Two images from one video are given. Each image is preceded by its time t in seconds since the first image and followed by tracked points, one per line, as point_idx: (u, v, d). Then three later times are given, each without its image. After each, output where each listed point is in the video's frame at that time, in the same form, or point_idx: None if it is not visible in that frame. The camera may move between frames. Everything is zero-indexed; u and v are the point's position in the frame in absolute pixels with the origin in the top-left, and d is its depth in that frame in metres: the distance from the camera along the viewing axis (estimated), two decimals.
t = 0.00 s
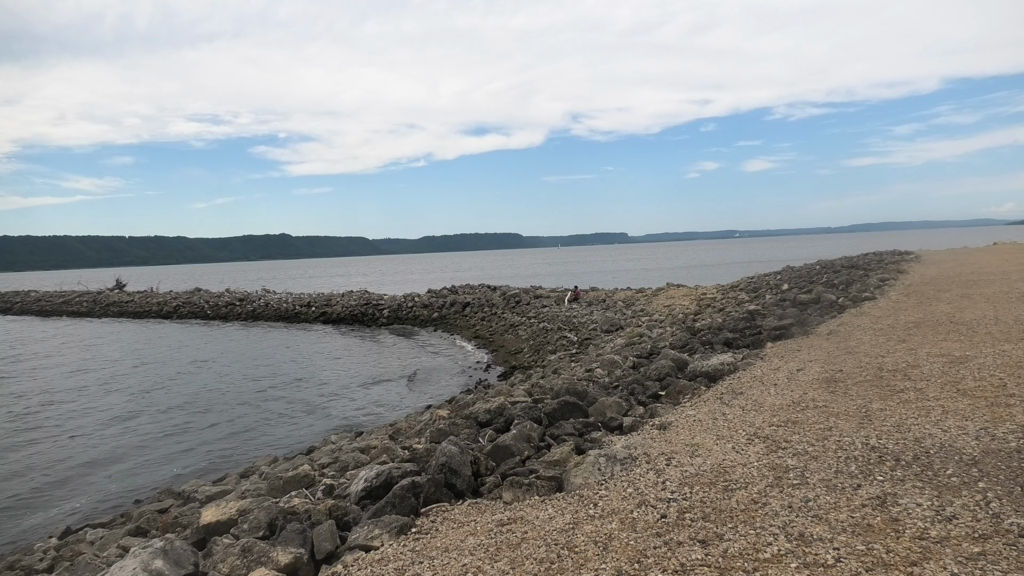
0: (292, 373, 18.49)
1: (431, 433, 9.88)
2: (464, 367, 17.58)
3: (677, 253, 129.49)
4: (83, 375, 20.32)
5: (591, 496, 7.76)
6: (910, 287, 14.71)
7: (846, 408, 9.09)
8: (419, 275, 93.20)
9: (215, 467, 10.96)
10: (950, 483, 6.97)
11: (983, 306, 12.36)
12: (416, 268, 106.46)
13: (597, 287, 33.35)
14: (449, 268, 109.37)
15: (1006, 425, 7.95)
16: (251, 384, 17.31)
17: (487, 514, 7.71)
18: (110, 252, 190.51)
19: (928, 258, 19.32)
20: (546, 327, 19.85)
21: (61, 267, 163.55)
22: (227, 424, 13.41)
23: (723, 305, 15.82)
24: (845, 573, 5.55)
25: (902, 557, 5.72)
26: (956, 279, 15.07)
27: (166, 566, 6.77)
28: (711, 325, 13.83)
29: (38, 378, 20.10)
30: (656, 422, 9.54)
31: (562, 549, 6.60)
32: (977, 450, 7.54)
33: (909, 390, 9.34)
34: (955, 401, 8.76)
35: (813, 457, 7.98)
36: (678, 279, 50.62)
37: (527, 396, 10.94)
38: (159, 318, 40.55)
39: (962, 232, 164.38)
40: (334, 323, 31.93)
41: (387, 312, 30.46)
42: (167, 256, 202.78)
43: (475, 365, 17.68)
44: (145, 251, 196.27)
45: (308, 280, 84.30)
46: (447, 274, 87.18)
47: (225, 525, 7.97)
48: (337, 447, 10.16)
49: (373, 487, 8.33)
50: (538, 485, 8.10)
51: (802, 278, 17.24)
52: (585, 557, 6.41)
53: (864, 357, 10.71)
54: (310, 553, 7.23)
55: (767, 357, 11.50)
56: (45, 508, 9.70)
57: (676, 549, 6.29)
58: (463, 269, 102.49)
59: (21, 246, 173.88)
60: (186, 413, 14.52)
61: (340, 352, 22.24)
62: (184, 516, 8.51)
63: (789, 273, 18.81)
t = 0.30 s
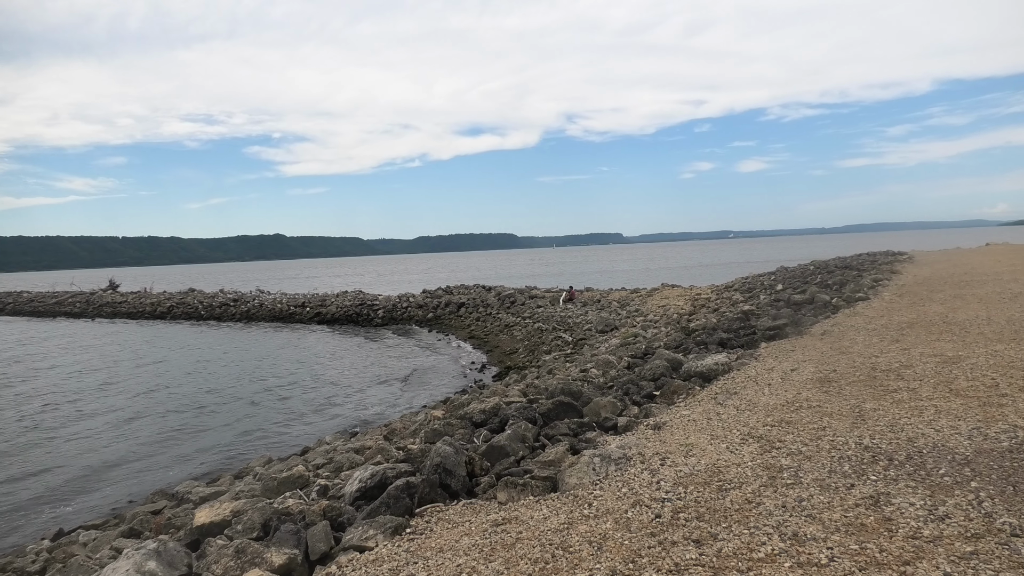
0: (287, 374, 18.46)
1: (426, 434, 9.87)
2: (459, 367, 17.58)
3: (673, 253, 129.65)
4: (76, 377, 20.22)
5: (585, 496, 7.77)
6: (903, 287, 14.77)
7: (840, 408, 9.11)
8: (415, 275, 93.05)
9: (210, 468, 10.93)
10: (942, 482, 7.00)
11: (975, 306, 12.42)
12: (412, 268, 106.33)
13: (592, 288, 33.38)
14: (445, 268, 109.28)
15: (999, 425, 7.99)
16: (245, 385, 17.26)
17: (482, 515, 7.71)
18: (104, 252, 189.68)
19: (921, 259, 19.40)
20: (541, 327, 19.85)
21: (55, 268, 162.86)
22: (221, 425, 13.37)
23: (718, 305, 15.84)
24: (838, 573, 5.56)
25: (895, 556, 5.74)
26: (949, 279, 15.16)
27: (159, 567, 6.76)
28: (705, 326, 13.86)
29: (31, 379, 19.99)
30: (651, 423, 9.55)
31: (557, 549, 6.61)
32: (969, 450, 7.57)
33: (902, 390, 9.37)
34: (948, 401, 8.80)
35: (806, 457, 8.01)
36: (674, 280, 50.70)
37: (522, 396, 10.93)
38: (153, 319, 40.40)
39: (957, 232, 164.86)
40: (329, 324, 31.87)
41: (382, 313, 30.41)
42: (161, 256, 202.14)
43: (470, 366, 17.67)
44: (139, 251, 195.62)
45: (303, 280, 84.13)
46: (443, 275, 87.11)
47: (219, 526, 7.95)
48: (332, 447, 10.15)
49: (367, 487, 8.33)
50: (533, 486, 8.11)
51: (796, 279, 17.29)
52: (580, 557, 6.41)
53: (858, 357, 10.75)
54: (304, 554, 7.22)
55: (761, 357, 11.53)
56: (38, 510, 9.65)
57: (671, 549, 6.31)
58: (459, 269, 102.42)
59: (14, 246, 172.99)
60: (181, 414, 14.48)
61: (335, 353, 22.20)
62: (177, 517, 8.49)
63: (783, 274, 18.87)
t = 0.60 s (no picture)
0: (282, 374, 18.41)
1: (421, 433, 9.86)
2: (455, 367, 17.57)
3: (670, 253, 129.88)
4: (70, 377, 20.13)
5: (581, 495, 7.78)
6: (897, 287, 14.82)
7: (834, 408, 9.14)
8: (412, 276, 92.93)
9: (204, 468, 10.90)
10: (936, 481, 7.03)
11: (969, 306, 12.47)
12: (409, 268, 106.22)
13: (588, 288, 33.42)
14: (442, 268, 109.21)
15: (992, 424, 8.03)
16: (240, 385, 17.21)
17: (477, 514, 7.71)
18: (100, 252, 188.97)
19: (915, 258, 19.49)
20: (537, 327, 19.86)
21: (50, 268, 162.27)
22: (216, 425, 13.34)
23: (713, 305, 15.85)
24: (833, 572, 5.58)
25: (889, 555, 5.76)
26: (943, 279, 15.22)
27: (153, 568, 6.75)
28: (701, 325, 13.88)
29: (24, 380, 19.89)
30: (646, 422, 9.55)
31: (552, 548, 6.61)
32: (963, 449, 7.60)
33: (897, 389, 9.40)
34: (942, 401, 8.83)
35: (801, 456, 8.03)
36: (670, 280, 50.75)
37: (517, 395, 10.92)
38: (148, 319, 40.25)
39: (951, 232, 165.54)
40: (324, 324, 31.81)
41: (377, 313, 30.37)
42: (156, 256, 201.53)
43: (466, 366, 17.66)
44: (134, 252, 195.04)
45: (299, 281, 83.95)
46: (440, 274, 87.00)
47: (214, 526, 7.95)
48: (327, 446, 10.14)
49: (363, 487, 8.33)
50: (528, 485, 8.11)
51: (791, 279, 17.34)
52: (575, 556, 6.42)
53: (852, 356, 10.77)
54: (299, 554, 7.21)
55: (756, 357, 11.55)
56: (31, 511, 9.61)
57: (666, 548, 6.32)
58: (455, 269, 102.39)
59: (9, 246, 172.18)
60: (175, 414, 14.43)
61: (330, 353, 22.15)
62: (172, 517, 8.47)
63: (778, 274, 18.92)
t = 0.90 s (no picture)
0: (277, 373, 18.37)
1: (418, 432, 9.85)
2: (451, 367, 17.55)
3: (667, 252, 129.79)
4: (65, 376, 20.06)
5: (577, 494, 7.79)
6: (893, 287, 14.85)
7: (829, 407, 9.16)
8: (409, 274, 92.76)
9: (200, 467, 10.87)
10: (931, 480, 7.06)
11: (963, 305, 12.50)
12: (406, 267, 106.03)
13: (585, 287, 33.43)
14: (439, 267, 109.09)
15: (986, 423, 8.06)
16: (235, 385, 17.16)
17: (473, 513, 7.72)
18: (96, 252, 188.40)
19: (910, 257, 19.52)
20: (533, 326, 19.87)
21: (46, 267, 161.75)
22: (212, 425, 13.31)
23: (709, 304, 15.86)
24: (827, 570, 5.60)
25: (884, 553, 5.79)
26: (938, 278, 15.25)
27: (149, 567, 6.74)
28: (697, 324, 13.89)
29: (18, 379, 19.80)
30: (642, 421, 9.54)
31: (548, 547, 6.62)
32: (958, 448, 7.64)
33: (892, 388, 9.42)
34: (937, 400, 8.86)
35: (797, 455, 8.06)
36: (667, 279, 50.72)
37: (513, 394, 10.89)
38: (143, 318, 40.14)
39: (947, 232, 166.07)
40: (320, 323, 31.74)
41: (374, 312, 30.32)
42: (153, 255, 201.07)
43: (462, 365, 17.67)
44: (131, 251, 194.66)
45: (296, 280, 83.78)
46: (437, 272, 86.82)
47: (210, 525, 7.94)
48: (323, 445, 10.13)
49: (359, 486, 8.33)
50: (525, 484, 8.12)
51: (787, 278, 17.36)
52: (571, 555, 6.42)
53: (848, 355, 10.79)
54: (295, 553, 7.20)
55: (752, 356, 11.56)
56: (25, 510, 9.58)
57: (661, 547, 6.33)
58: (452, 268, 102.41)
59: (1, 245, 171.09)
60: (171, 414, 14.39)
61: (325, 352, 22.08)
62: (167, 516, 8.44)
63: (774, 273, 18.94)
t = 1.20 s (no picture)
0: (274, 372, 18.31)
1: (414, 431, 9.82)
2: (448, 366, 17.53)
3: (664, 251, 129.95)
4: (60, 375, 19.98)
5: (574, 493, 7.79)
6: (889, 286, 14.87)
7: (825, 406, 9.17)
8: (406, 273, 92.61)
9: (195, 466, 10.85)
10: (926, 479, 7.08)
11: (959, 305, 12.53)
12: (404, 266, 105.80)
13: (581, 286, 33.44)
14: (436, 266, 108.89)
15: (982, 423, 8.08)
16: (232, 384, 17.11)
17: (470, 513, 7.71)
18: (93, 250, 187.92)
19: (906, 257, 19.57)
20: (530, 326, 19.84)
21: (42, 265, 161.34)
22: (208, 424, 13.28)
23: (706, 304, 15.86)
24: (823, 570, 5.61)
25: (879, 553, 5.80)
26: (934, 278, 15.28)
27: (144, 566, 6.73)
28: (694, 324, 13.90)
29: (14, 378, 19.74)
30: (639, 420, 9.52)
31: (545, 547, 6.62)
32: (953, 447, 7.66)
33: (888, 388, 9.43)
34: (932, 400, 8.88)
35: (793, 455, 8.07)
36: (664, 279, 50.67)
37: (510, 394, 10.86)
38: (140, 317, 40.02)
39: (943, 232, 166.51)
40: (317, 322, 31.68)
41: (370, 311, 30.28)
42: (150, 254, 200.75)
43: (458, 364, 17.64)
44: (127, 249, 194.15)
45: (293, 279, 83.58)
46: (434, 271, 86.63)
47: (206, 525, 7.94)
48: (320, 444, 10.12)
49: (356, 485, 8.32)
50: (521, 483, 8.12)
51: (784, 278, 17.38)
52: (567, 554, 6.43)
53: (844, 355, 10.80)
54: (291, 552, 7.20)
55: (748, 356, 11.56)
56: (21, 510, 9.55)
57: (658, 547, 6.34)
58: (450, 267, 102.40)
59: None
60: (166, 413, 14.35)
61: (322, 351, 22.02)
62: (163, 515, 8.42)
63: (771, 272, 18.96)
